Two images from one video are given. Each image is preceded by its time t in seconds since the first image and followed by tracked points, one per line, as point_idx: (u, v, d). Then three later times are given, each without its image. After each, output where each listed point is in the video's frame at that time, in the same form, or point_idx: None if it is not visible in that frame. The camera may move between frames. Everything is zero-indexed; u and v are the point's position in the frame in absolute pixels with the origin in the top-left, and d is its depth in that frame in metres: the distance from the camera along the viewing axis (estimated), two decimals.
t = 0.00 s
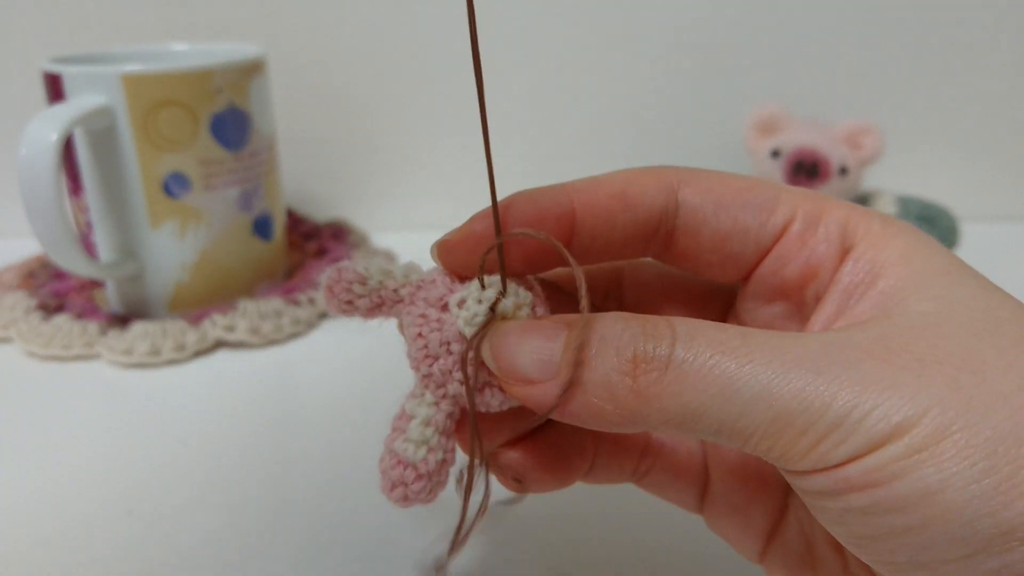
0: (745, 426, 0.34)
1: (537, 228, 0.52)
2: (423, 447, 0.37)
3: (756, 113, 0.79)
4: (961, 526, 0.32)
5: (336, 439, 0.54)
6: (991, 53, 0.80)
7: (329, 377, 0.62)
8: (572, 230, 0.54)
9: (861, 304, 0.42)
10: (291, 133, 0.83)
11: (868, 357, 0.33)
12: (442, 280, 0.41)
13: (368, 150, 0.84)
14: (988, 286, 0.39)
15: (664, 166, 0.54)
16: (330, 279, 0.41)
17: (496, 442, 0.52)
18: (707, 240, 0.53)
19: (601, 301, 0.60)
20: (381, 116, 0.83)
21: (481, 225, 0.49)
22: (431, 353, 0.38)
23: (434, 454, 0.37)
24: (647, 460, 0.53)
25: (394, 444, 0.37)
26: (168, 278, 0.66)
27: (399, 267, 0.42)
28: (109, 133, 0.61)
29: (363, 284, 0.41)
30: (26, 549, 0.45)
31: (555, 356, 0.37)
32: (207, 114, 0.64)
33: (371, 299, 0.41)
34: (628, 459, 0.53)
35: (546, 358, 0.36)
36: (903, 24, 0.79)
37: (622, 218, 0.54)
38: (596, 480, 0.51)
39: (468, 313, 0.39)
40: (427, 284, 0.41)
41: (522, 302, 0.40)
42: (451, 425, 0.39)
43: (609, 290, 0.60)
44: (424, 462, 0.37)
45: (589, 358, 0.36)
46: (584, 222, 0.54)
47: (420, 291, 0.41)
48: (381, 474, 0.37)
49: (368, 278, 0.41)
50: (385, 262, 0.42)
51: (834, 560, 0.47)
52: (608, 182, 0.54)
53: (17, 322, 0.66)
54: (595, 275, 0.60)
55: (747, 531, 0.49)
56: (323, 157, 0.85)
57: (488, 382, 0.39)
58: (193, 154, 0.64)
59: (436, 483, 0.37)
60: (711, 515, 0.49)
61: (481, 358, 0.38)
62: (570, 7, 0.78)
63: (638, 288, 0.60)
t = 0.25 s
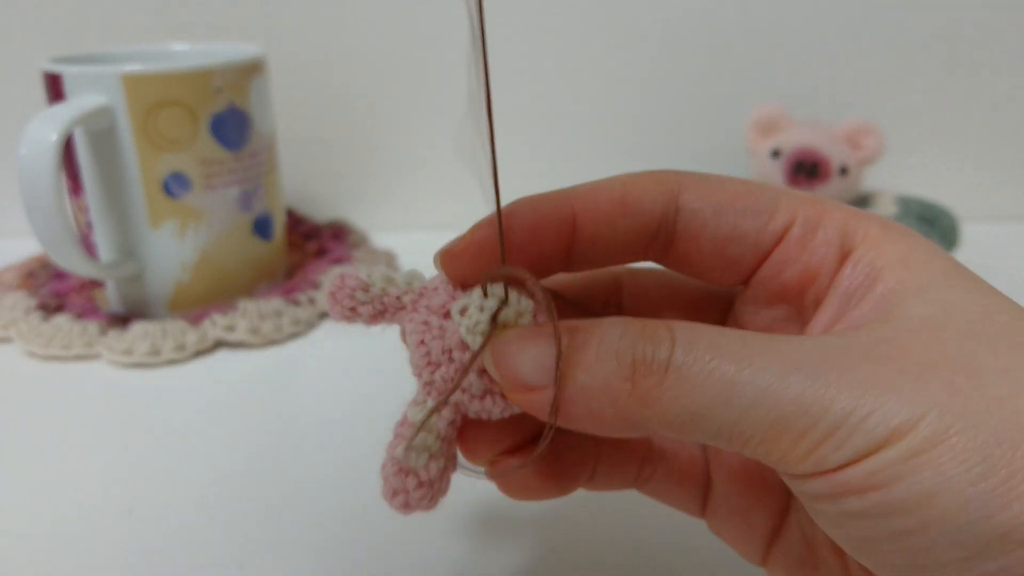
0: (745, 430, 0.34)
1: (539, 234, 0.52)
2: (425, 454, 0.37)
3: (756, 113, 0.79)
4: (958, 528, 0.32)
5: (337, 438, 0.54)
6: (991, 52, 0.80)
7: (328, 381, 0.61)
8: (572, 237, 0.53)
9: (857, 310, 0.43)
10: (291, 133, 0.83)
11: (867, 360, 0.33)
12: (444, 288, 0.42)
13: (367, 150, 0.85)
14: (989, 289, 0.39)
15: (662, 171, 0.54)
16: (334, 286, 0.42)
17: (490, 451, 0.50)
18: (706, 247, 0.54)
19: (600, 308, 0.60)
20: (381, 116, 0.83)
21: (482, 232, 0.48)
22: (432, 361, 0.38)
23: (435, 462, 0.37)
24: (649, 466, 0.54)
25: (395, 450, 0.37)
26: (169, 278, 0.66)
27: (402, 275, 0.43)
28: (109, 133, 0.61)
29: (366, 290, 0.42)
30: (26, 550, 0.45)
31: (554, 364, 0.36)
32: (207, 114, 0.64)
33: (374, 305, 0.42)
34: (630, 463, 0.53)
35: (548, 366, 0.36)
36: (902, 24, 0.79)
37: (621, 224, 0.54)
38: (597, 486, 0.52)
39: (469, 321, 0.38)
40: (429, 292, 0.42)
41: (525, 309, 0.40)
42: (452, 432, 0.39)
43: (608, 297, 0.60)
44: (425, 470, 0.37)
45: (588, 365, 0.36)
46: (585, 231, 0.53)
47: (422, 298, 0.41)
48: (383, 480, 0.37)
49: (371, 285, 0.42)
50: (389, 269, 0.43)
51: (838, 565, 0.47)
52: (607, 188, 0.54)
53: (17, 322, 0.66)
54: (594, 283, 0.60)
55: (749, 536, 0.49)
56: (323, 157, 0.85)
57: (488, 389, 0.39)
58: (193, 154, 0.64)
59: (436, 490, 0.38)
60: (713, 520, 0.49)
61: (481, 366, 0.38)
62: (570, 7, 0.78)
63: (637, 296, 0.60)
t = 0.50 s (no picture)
0: (742, 438, 0.34)
1: (540, 240, 0.52)
2: (424, 462, 0.38)
3: (756, 113, 0.79)
4: (954, 536, 0.32)
5: (337, 439, 0.54)
6: (990, 53, 0.80)
7: (329, 382, 0.61)
8: (571, 245, 0.53)
9: (856, 316, 0.43)
10: (291, 133, 0.83)
11: (863, 368, 0.33)
12: (443, 298, 0.42)
13: (367, 150, 0.85)
14: (986, 296, 0.39)
15: (660, 178, 0.54)
16: (336, 298, 0.43)
17: (491, 460, 0.50)
18: (706, 251, 0.54)
19: (600, 317, 0.60)
20: (381, 117, 0.83)
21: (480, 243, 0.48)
22: (432, 368, 0.39)
23: (434, 469, 0.38)
24: (651, 474, 0.53)
25: (396, 459, 0.38)
26: (169, 278, 0.66)
27: (402, 286, 0.43)
28: (109, 133, 0.61)
29: (367, 303, 0.42)
30: (25, 549, 0.45)
31: (554, 371, 0.36)
32: (207, 114, 0.64)
33: (374, 316, 0.42)
34: (634, 471, 0.53)
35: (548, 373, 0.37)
36: (903, 24, 0.79)
37: (620, 232, 0.54)
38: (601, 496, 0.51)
39: (467, 329, 0.39)
40: (429, 302, 0.42)
41: (524, 318, 0.41)
42: (452, 440, 0.39)
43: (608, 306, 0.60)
44: (425, 477, 0.37)
45: (586, 372, 0.36)
46: (584, 239, 0.53)
47: (422, 308, 0.42)
48: (383, 488, 0.38)
49: (371, 296, 0.42)
50: (390, 281, 0.44)
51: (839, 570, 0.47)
52: (607, 196, 0.54)
53: (16, 322, 0.66)
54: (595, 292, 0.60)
55: (750, 541, 0.49)
56: (323, 158, 0.85)
57: (488, 396, 0.39)
58: (193, 154, 0.64)
59: (437, 497, 0.38)
60: (715, 526, 0.49)
61: (480, 373, 0.39)
62: (570, 8, 0.78)
63: (637, 304, 0.60)
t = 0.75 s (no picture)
0: (746, 438, 0.34)
1: (543, 241, 0.52)
2: (428, 461, 0.38)
3: (755, 114, 0.80)
4: (959, 536, 0.32)
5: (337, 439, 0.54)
6: (991, 54, 0.80)
7: (331, 382, 0.61)
8: (575, 245, 0.53)
9: (862, 316, 0.43)
10: (291, 133, 0.83)
11: (867, 369, 0.33)
12: (447, 297, 0.42)
13: (367, 150, 0.85)
14: (990, 296, 0.39)
15: (664, 179, 0.54)
16: (340, 297, 0.43)
17: (495, 460, 0.50)
18: (708, 253, 0.54)
19: (602, 319, 0.59)
20: (382, 116, 0.83)
21: (485, 245, 0.48)
22: (435, 367, 0.39)
23: (438, 468, 0.38)
24: (654, 474, 0.53)
25: (399, 458, 0.38)
26: (169, 278, 0.66)
27: (406, 285, 0.44)
28: (109, 133, 0.61)
29: (371, 302, 0.42)
30: (25, 549, 0.45)
31: (559, 372, 0.36)
32: (207, 114, 0.64)
33: (378, 315, 0.42)
34: (636, 476, 0.52)
35: (551, 373, 0.36)
36: (903, 24, 0.79)
37: (624, 232, 0.54)
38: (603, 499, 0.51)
39: (471, 329, 0.39)
40: (432, 301, 0.42)
41: (527, 317, 0.41)
42: (456, 440, 0.40)
43: (608, 308, 0.60)
44: (428, 476, 0.38)
45: (588, 371, 0.35)
46: (588, 239, 0.53)
47: (426, 307, 0.42)
48: (387, 488, 0.38)
49: (375, 296, 0.42)
50: (394, 280, 0.44)
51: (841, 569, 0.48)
52: (611, 196, 0.53)
53: (17, 322, 0.66)
54: (595, 296, 0.60)
55: (754, 542, 0.49)
56: (324, 158, 0.85)
57: (492, 396, 0.39)
58: (193, 154, 0.64)
59: (440, 497, 0.38)
60: (720, 526, 0.49)
61: (484, 372, 0.39)
62: (570, 8, 0.78)
63: (639, 306, 0.60)
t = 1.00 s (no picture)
0: (746, 438, 0.33)
1: (544, 242, 0.52)
2: (429, 460, 0.38)
3: (756, 113, 0.79)
4: (959, 537, 0.32)
5: (337, 439, 0.54)
6: (990, 53, 0.80)
7: (331, 381, 0.61)
8: (577, 246, 0.53)
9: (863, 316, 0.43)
10: (291, 133, 0.83)
11: (869, 369, 0.33)
12: (449, 297, 0.43)
13: (367, 150, 0.85)
14: (990, 297, 0.39)
15: (664, 180, 0.54)
16: (342, 299, 0.44)
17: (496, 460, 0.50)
18: (709, 254, 0.54)
19: (603, 320, 0.59)
20: (381, 116, 0.83)
21: (485, 245, 0.47)
22: (437, 367, 0.40)
23: (439, 467, 0.38)
24: (655, 475, 0.53)
25: (401, 458, 0.38)
26: (169, 278, 0.66)
27: (407, 286, 0.44)
28: (109, 133, 0.61)
29: (372, 303, 0.43)
30: (25, 548, 0.45)
31: (558, 373, 0.36)
32: (207, 114, 0.64)
33: (379, 316, 0.43)
34: (636, 477, 0.52)
35: (552, 372, 0.36)
36: (902, 23, 0.79)
37: (624, 234, 0.54)
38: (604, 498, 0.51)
39: (473, 329, 0.40)
40: (434, 302, 0.43)
41: (528, 317, 0.42)
42: (457, 440, 0.40)
43: (608, 308, 0.60)
44: (429, 475, 0.38)
45: (589, 371, 0.35)
46: (589, 241, 0.53)
47: (427, 308, 0.42)
48: (389, 488, 0.38)
49: (376, 297, 0.43)
50: (396, 281, 0.44)
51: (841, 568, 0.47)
52: (612, 198, 0.53)
53: (17, 322, 0.66)
54: (595, 296, 0.60)
55: (754, 543, 0.49)
56: (323, 158, 0.85)
57: (493, 395, 0.40)
58: (193, 154, 0.64)
59: (442, 496, 0.38)
60: (719, 527, 0.49)
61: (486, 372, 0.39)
62: (570, 7, 0.78)
63: (639, 306, 0.60)
